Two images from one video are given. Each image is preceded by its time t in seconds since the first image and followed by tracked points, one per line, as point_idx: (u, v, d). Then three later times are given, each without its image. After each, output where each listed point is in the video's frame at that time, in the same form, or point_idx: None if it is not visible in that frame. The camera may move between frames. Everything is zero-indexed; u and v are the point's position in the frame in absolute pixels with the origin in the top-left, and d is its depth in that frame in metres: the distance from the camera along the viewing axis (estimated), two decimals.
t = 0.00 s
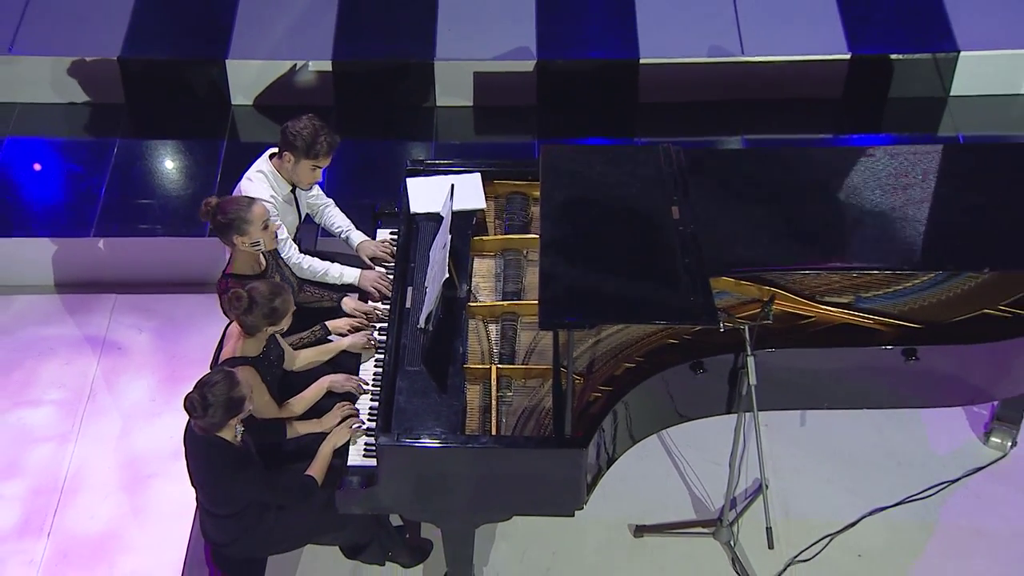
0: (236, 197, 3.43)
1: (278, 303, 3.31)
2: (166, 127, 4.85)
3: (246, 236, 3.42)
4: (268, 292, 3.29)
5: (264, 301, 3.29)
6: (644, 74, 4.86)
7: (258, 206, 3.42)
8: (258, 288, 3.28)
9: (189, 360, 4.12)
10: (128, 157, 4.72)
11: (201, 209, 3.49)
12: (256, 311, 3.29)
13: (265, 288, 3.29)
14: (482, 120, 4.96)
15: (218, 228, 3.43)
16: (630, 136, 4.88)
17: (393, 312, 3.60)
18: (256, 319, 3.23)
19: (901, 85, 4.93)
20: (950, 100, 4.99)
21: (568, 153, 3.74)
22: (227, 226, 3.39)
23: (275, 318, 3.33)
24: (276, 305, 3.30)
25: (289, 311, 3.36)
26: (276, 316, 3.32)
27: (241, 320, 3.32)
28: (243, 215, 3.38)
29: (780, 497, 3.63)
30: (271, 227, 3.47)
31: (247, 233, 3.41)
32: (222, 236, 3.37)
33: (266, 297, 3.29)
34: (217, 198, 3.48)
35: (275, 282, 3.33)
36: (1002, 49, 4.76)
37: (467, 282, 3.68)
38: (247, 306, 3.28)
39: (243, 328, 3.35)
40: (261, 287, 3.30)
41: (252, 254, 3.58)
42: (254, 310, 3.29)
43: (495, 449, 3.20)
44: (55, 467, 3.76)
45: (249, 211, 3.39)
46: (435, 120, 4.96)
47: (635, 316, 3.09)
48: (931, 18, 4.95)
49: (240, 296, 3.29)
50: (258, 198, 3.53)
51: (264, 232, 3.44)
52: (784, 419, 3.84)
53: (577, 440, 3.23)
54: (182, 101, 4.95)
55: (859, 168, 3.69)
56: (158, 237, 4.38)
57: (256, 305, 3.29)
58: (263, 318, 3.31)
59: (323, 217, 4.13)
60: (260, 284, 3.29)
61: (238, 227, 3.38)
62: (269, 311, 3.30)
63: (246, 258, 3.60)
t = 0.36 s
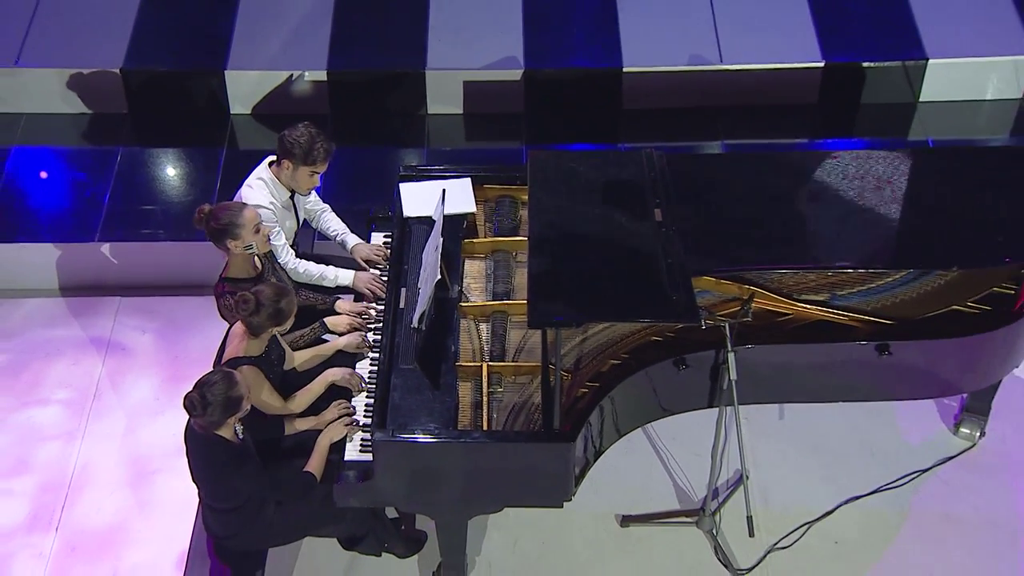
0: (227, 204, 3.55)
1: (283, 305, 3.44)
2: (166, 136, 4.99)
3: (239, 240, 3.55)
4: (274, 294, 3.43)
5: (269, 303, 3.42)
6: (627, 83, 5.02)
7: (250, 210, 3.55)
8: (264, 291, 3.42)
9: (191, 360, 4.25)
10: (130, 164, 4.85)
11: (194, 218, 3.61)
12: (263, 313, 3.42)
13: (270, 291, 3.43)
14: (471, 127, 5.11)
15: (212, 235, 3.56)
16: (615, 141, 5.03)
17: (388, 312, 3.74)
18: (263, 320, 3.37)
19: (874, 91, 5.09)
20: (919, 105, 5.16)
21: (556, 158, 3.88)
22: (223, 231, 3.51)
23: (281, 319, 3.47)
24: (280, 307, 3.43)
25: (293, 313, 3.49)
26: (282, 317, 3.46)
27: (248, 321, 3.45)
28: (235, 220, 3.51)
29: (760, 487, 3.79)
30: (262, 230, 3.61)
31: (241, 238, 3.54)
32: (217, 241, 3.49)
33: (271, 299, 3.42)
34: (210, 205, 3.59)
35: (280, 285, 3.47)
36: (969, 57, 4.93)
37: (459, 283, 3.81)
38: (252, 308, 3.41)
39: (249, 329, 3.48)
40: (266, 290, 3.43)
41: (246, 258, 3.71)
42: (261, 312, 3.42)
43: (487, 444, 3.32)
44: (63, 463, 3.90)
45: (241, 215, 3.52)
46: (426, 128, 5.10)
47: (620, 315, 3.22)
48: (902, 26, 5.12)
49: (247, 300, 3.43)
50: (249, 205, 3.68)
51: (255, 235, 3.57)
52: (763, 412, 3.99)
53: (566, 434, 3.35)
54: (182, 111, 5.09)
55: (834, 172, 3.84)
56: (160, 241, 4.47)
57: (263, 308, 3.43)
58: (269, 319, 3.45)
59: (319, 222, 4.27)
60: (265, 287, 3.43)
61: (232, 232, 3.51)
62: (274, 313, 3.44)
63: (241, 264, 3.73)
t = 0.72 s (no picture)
0: (226, 209, 3.68)
1: (281, 308, 3.59)
2: (169, 144, 5.12)
3: (238, 244, 3.68)
4: (272, 298, 3.57)
5: (269, 307, 3.57)
6: (614, 91, 5.16)
7: (249, 215, 3.68)
8: (263, 295, 3.57)
9: (194, 360, 4.39)
10: (135, 171, 4.99)
11: (194, 223, 3.73)
12: (262, 316, 3.57)
13: (270, 294, 3.57)
14: (464, 134, 5.25)
15: (211, 241, 3.69)
16: (602, 147, 5.18)
17: (384, 313, 3.86)
18: (263, 323, 3.52)
19: (851, 97, 5.25)
20: (894, 111, 5.32)
21: (546, 164, 4.02)
22: (222, 237, 3.65)
23: (280, 322, 3.61)
24: (279, 310, 3.58)
25: (291, 315, 3.64)
26: (281, 319, 3.60)
27: (248, 324, 3.59)
28: (234, 226, 3.64)
29: (743, 478, 3.94)
30: (260, 234, 3.74)
31: (240, 243, 3.67)
32: (217, 247, 3.62)
33: (271, 303, 3.57)
34: (207, 212, 3.72)
35: (279, 289, 3.61)
36: (943, 64, 5.09)
37: (453, 284, 3.95)
38: (253, 312, 3.55)
39: (249, 332, 3.62)
40: (266, 293, 3.58)
41: (245, 263, 3.85)
42: (261, 316, 3.57)
43: (481, 439, 3.44)
44: (71, 459, 4.03)
45: (240, 221, 3.65)
46: (420, 134, 5.24)
47: (609, 314, 3.35)
48: (879, 34, 5.27)
49: (246, 304, 3.57)
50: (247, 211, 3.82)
51: (253, 240, 3.71)
52: (746, 407, 4.12)
53: (558, 429, 3.47)
54: (183, 118, 5.22)
55: (813, 175, 3.99)
56: (164, 245, 4.62)
57: (262, 312, 3.57)
58: (268, 322, 3.59)
59: (316, 228, 4.39)
60: (265, 291, 3.57)
61: (231, 237, 3.64)
62: (274, 316, 3.58)
63: (241, 268, 3.87)
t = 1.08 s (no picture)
0: (232, 216, 3.82)
1: (274, 312, 3.70)
2: (174, 151, 5.27)
3: (243, 250, 3.81)
4: (264, 303, 3.68)
5: (260, 312, 3.68)
6: (603, 98, 5.32)
7: (253, 222, 3.80)
8: (256, 300, 3.68)
9: (200, 358, 4.54)
10: (142, 177, 5.14)
11: (199, 229, 3.89)
12: (255, 320, 3.68)
13: (262, 300, 3.68)
14: (459, 140, 5.40)
15: (217, 246, 3.81)
16: (593, 152, 5.33)
17: (383, 313, 4.01)
18: (254, 328, 3.63)
19: (832, 103, 5.41)
20: (872, 116, 5.48)
21: (538, 169, 4.17)
22: (227, 242, 3.77)
23: (273, 326, 3.72)
24: (271, 314, 3.69)
25: (283, 318, 3.75)
26: (273, 323, 3.71)
27: (242, 328, 3.71)
28: (239, 231, 3.76)
29: (728, 470, 4.11)
30: (264, 240, 3.87)
31: (244, 248, 3.80)
32: (222, 252, 3.75)
33: (262, 308, 3.68)
34: (214, 219, 3.87)
35: (271, 294, 3.72)
36: (919, 71, 5.25)
37: (449, 284, 4.09)
38: (246, 316, 3.67)
39: (243, 335, 3.73)
40: (258, 299, 3.69)
41: (250, 267, 3.93)
42: (254, 319, 3.69)
43: (476, 434, 3.56)
44: (82, 455, 4.18)
45: (245, 227, 3.78)
46: (417, 140, 5.40)
47: (599, 313, 3.48)
48: (859, 42, 5.44)
49: (239, 310, 3.69)
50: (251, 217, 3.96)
51: (258, 245, 3.83)
52: (730, 402, 4.33)
53: (550, 424, 3.60)
54: (188, 126, 5.37)
55: (796, 178, 4.15)
56: (169, 248, 4.74)
57: (254, 316, 3.69)
58: (260, 326, 3.71)
59: (318, 230, 4.54)
60: (257, 297, 3.68)
61: (236, 242, 3.76)
62: (266, 321, 3.70)
63: (244, 272, 3.96)
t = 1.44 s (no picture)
0: (239, 221, 3.96)
1: (262, 314, 3.78)
2: (180, 157, 5.43)
3: (251, 254, 3.95)
4: (254, 304, 3.77)
5: (250, 314, 3.77)
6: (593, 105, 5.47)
7: (260, 227, 3.94)
8: (245, 301, 3.77)
9: (206, 357, 4.69)
10: (149, 182, 5.29)
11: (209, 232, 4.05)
12: (245, 322, 3.78)
13: (251, 301, 3.78)
14: (455, 145, 5.55)
15: (225, 250, 3.95)
16: (583, 157, 5.48)
17: (382, 312, 4.15)
18: (244, 329, 3.72)
19: (817, 109, 5.57)
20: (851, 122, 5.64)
21: (531, 174, 4.33)
22: (233, 247, 3.91)
23: (263, 326, 3.81)
24: (259, 315, 3.77)
25: (273, 318, 3.84)
26: (263, 324, 3.80)
27: (233, 330, 3.80)
28: (247, 236, 3.90)
29: (715, 462, 4.27)
30: (271, 244, 4.01)
31: (252, 253, 3.94)
32: (230, 255, 3.89)
33: (251, 310, 3.76)
34: (223, 224, 4.03)
35: (261, 295, 3.81)
36: (896, 78, 5.42)
37: (446, 285, 4.25)
38: (236, 318, 3.77)
39: (236, 337, 3.83)
40: (248, 301, 3.78)
41: (257, 270, 4.05)
42: (243, 322, 3.78)
43: (472, 429, 3.69)
44: (92, 452, 4.33)
45: (253, 232, 3.92)
46: (414, 146, 5.55)
47: (590, 311, 3.62)
48: (843, 50, 5.61)
49: (230, 312, 3.79)
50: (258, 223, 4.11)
51: (266, 250, 3.97)
52: (717, 396, 4.50)
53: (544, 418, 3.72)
54: (193, 133, 5.52)
55: (779, 183, 4.31)
56: (176, 251, 4.90)
57: (244, 318, 3.78)
58: (251, 327, 3.80)
59: (322, 234, 4.71)
60: (247, 298, 3.78)
61: (243, 246, 3.90)
62: (256, 323, 3.79)
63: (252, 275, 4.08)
